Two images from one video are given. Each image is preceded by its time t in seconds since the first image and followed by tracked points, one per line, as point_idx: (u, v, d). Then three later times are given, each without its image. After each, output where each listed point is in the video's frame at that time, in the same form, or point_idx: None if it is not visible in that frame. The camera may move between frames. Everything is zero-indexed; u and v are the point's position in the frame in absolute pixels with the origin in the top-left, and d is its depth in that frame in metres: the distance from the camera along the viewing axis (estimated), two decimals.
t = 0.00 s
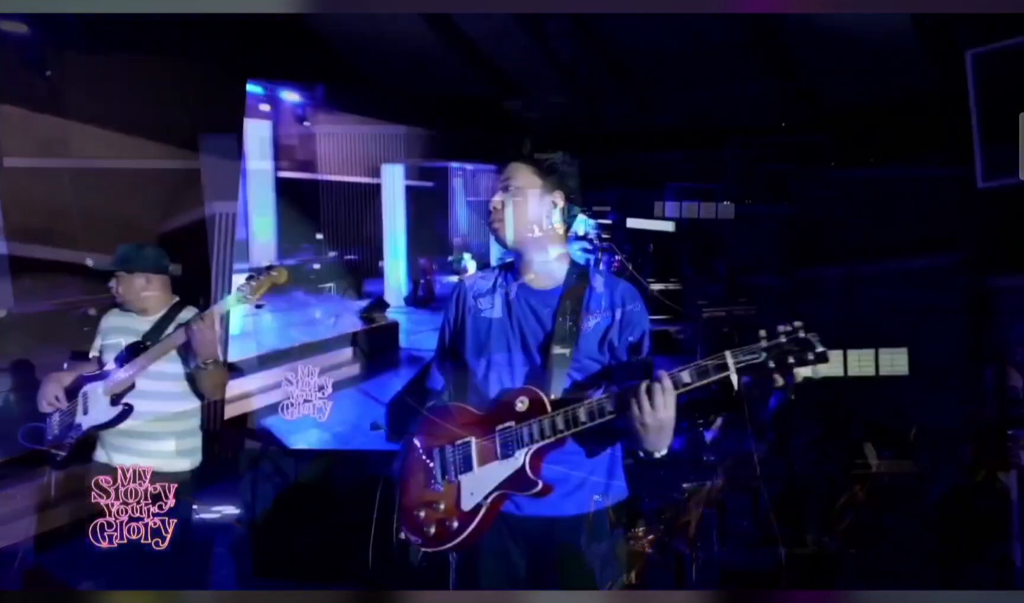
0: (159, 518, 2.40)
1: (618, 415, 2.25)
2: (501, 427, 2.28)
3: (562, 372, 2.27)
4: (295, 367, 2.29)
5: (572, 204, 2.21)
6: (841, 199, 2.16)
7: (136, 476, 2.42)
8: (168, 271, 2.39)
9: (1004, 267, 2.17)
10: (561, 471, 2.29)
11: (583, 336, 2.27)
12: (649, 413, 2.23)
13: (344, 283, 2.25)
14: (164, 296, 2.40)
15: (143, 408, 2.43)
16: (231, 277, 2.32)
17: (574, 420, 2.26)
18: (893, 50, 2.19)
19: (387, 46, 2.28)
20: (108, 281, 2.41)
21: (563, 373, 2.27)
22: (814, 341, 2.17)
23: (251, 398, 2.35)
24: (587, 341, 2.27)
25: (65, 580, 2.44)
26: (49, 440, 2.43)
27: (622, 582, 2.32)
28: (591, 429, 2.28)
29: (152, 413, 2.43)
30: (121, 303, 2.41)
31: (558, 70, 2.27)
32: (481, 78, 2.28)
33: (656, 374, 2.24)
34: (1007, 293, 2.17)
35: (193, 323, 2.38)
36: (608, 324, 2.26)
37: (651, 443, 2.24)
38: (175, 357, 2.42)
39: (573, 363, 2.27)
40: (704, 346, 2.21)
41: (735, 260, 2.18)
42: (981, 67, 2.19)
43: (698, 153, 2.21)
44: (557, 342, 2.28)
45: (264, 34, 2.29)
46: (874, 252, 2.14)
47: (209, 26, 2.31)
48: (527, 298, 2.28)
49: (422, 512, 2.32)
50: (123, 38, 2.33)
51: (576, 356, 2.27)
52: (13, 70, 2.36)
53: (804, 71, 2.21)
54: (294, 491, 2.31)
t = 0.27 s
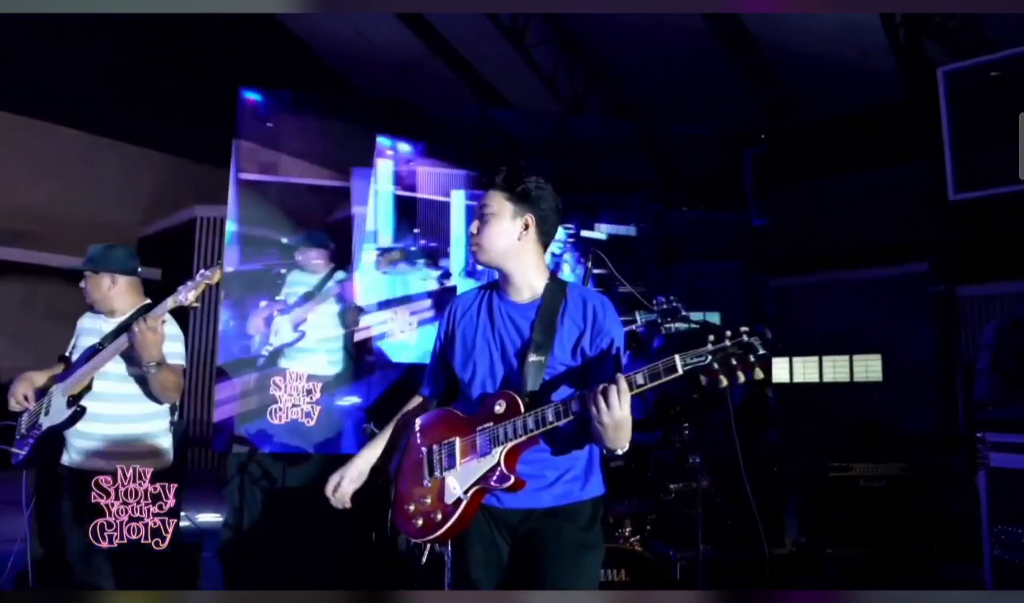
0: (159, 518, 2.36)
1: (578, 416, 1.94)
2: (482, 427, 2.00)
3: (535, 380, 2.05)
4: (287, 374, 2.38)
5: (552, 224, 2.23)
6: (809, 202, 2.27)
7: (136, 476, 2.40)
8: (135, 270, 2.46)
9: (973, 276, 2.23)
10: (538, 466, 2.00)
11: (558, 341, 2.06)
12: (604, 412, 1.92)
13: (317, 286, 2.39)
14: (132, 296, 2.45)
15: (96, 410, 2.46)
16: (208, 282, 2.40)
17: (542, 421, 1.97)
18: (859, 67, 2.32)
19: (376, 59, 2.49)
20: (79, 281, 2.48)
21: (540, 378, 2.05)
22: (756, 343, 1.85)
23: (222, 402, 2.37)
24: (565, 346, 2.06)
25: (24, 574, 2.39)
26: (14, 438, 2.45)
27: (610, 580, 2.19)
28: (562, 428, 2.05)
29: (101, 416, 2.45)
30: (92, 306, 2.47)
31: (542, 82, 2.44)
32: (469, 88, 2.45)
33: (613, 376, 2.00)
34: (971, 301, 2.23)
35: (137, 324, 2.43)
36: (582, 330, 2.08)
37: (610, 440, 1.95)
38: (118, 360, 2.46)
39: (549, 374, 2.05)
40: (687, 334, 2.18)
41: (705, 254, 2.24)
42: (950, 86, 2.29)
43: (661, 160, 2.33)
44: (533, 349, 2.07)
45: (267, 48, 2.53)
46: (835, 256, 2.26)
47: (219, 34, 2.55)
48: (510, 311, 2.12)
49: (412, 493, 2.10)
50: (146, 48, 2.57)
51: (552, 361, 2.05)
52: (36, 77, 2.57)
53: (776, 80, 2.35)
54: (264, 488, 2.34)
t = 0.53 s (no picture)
0: (159, 518, 2.41)
1: (569, 415, 2.01)
2: (484, 428, 2.11)
3: (532, 384, 2.14)
4: (279, 375, 2.39)
5: (553, 235, 2.25)
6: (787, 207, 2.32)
7: (136, 477, 2.46)
8: (122, 275, 2.52)
9: (953, 280, 2.24)
10: (537, 467, 2.10)
11: (558, 344, 2.14)
12: (591, 410, 1.99)
13: (289, 289, 2.40)
14: (119, 300, 2.51)
15: (82, 415, 2.53)
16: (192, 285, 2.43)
17: (537, 421, 2.05)
18: (841, 73, 2.35)
19: (365, 64, 2.51)
20: (66, 286, 2.52)
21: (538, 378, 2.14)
22: (735, 340, 1.93)
23: (214, 405, 2.40)
24: (567, 351, 2.14)
25: (20, 568, 2.46)
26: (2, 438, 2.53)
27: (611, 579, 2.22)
28: (560, 428, 2.11)
29: (89, 421, 2.53)
30: (80, 310, 2.51)
31: (527, 85, 2.47)
32: (455, 91, 2.48)
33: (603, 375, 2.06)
34: (950, 306, 2.24)
35: (117, 336, 2.50)
36: (581, 334, 2.16)
37: (601, 437, 2.04)
38: (103, 368, 2.53)
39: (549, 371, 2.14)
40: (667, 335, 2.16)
41: (684, 257, 2.27)
42: (935, 91, 2.29)
43: (644, 163, 2.36)
44: (534, 352, 2.16)
45: (257, 49, 2.56)
46: (814, 258, 2.28)
47: (209, 35, 2.58)
48: (514, 317, 2.22)
49: (416, 492, 2.24)
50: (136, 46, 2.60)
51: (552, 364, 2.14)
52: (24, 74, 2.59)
53: (759, 87, 2.38)
54: (260, 490, 2.36)
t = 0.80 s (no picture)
0: (159, 518, 2.41)
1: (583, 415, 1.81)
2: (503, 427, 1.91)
3: (547, 385, 1.93)
4: (271, 378, 2.44)
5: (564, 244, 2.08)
6: (771, 212, 2.35)
7: (137, 477, 2.44)
8: (126, 276, 2.47)
9: (937, 284, 2.26)
10: (552, 466, 1.88)
11: (573, 346, 1.95)
12: (606, 410, 1.77)
13: (269, 296, 2.46)
14: (121, 302, 2.46)
15: (87, 417, 2.46)
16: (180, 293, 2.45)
17: (552, 421, 1.84)
18: (828, 78, 2.37)
19: (355, 68, 2.52)
20: (67, 287, 2.48)
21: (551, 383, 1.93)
22: (748, 341, 1.73)
23: (207, 410, 2.44)
24: (582, 353, 1.95)
25: (13, 570, 2.44)
26: None
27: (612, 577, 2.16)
28: (573, 429, 1.91)
29: (94, 421, 2.46)
30: (81, 311, 2.46)
31: (515, 88, 2.48)
32: (443, 95, 2.50)
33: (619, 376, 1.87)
34: (935, 309, 2.26)
35: (139, 335, 2.43)
36: (592, 337, 1.96)
37: (613, 437, 1.80)
38: (111, 368, 2.46)
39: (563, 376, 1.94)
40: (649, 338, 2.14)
41: (669, 261, 2.29)
42: (920, 100, 2.34)
43: (630, 167, 2.37)
44: (547, 355, 1.95)
45: (247, 52, 2.57)
46: (802, 263, 2.30)
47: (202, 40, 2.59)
48: (527, 322, 2.01)
49: (432, 492, 2.08)
50: (124, 45, 2.59)
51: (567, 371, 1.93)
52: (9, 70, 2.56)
53: (746, 93, 2.41)
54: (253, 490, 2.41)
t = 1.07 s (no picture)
0: (159, 518, 2.44)
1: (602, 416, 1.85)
2: (516, 428, 1.93)
3: (561, 389, 1.93)
4: (268, 379, 2.44)
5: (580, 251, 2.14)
6: (771, 212, 2.34)
7: (137, 477, 2.47)
8: (135, 278, 2.49)
9: (917, 289, 2.27)
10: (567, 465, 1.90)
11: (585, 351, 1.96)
12: (627, 411, 1.83)
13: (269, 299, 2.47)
14: (131, 303, 2.49)
15: (106, 417, 2.50)
16: (182, 294, 2.47)
17: (571, 422, 1.88)
18: (812, 83, 2.38)
19: (342, 69, 2.54)
20: (75, 287, 2.50)
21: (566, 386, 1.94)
22: (763, 347, 1.83)
23: (205, 409, 2.45)
24: (593, 359, 1.96)
25: (12, 569, 2.46)
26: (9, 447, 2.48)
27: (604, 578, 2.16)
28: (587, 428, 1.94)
29: (112, 421, 2.50)
30: (91, 312, 2.49)
31: (501, 91, 2.50)
32: (431, 98, 2.52)
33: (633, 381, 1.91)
34: (916, 314, 2.27)
35: (173, 330, 2.47)
36: (603, 342, 1.98)
37: (631, 438, 1.85)
38: (132, 368, 2.50)
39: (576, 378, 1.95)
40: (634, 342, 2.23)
41: (655, 264, 2.31)
42: (904, 107, 2.33)
43: (615, 172, 2.39)
44: (560, 358, 1.96)
45: (237, 55, 2.59)
46: (788, 263, 2.30)
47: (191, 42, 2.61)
48: (538, 325, 2.02)
49: (446, 493, 2.09)
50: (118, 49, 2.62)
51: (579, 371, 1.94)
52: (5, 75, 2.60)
53: (730, 99, 2.42)
54: (249, 490, 2.42)
